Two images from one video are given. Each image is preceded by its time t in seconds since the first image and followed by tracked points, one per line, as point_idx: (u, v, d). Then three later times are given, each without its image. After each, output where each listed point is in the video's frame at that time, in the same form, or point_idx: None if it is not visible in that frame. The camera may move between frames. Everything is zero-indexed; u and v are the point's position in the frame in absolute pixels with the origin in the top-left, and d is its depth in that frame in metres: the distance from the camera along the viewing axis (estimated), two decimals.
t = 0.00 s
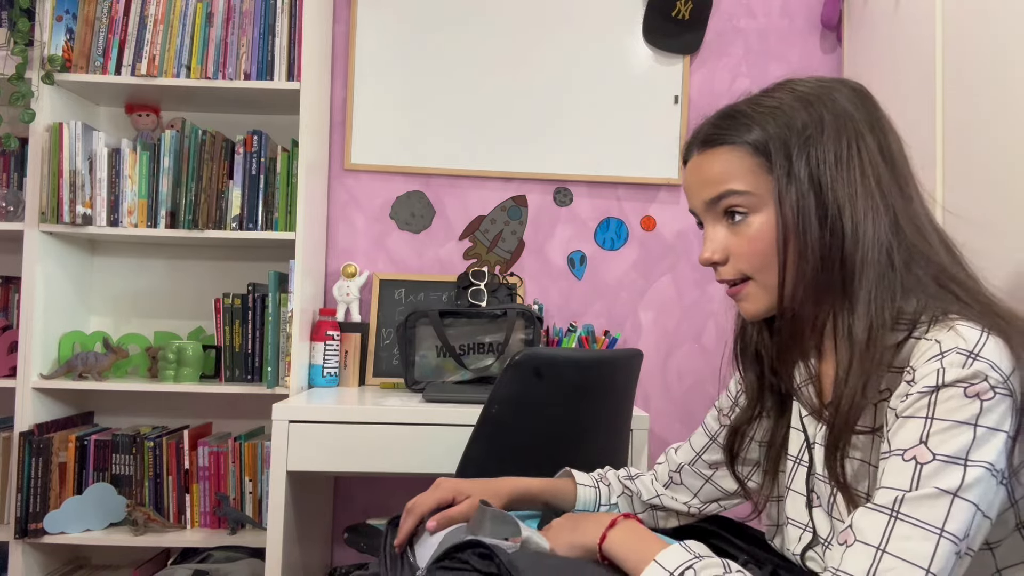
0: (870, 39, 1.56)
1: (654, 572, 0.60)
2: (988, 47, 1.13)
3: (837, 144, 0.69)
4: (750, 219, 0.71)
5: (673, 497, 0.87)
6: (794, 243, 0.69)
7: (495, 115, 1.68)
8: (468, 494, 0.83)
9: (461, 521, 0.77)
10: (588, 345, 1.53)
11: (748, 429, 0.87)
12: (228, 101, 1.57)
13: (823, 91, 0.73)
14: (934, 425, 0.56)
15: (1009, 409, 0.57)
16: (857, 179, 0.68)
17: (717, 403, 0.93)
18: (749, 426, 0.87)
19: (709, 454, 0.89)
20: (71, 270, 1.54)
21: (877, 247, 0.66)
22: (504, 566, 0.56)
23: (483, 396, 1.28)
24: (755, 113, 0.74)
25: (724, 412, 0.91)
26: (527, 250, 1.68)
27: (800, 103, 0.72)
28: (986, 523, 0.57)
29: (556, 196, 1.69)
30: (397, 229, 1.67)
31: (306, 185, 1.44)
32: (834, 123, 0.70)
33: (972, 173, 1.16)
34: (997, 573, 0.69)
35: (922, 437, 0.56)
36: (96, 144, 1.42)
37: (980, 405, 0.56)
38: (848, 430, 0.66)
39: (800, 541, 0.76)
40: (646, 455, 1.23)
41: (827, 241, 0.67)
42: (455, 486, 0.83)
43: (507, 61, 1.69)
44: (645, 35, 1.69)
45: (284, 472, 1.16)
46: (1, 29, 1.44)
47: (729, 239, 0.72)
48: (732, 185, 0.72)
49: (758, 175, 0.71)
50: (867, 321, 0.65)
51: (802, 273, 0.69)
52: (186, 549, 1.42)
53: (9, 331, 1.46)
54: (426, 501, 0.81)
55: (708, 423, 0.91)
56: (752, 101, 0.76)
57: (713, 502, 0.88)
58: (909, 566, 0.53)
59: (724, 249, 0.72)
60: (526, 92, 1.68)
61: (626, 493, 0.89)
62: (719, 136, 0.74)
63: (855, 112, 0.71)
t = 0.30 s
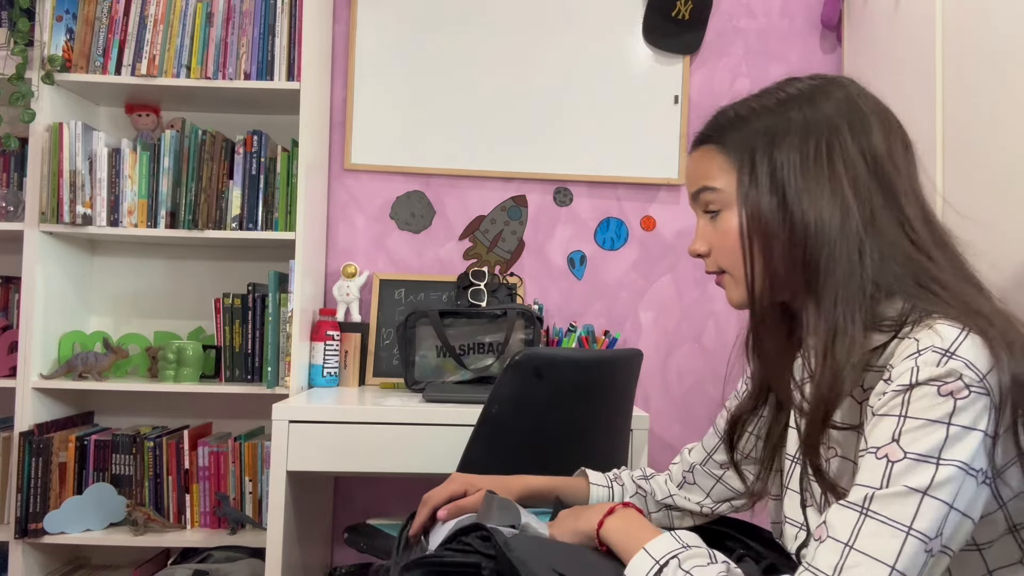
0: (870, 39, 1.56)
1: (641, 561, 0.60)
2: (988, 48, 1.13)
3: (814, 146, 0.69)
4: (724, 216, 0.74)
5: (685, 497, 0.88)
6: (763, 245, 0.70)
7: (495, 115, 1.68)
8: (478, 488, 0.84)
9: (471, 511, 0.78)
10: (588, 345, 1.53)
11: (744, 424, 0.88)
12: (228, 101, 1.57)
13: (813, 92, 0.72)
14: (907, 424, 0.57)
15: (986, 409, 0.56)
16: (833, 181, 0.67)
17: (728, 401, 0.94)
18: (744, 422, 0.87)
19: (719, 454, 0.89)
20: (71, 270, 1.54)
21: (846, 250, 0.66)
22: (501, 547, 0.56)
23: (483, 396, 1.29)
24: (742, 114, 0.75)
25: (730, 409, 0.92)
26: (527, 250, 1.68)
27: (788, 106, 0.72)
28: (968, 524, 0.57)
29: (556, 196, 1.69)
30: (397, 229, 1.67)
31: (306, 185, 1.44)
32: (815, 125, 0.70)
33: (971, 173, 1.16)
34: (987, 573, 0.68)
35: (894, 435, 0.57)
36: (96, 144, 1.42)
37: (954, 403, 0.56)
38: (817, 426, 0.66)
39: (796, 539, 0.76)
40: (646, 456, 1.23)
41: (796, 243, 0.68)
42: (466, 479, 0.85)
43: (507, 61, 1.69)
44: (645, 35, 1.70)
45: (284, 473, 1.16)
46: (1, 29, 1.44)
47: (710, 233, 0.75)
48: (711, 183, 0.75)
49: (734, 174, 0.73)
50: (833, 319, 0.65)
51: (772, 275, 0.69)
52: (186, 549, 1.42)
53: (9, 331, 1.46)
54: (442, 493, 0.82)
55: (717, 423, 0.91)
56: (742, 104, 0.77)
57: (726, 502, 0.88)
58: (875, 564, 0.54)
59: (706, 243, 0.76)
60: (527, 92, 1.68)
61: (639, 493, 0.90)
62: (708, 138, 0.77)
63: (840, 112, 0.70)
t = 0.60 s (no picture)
0: (870, 40, 1.56)
1: None
2: (988, 48, 1.13)
3: (801, 147, 0.69)
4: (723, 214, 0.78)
5: (697, 501, 0.88)
6: (746, 243, 0.71)
7: (495, 115, 1.68)
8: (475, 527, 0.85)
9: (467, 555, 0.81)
10: (588, 345, 1.53)
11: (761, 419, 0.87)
12: (228, 101, 1.57)
13: (811, 94, 0.72)
14: (876, 434, 0.57)
15: (960, 426, 0.56)
16: (814, 183, 0.67)
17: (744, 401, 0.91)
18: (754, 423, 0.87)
19: (736, 455, 0.88)
20: (71, 270, 1.54)
21: (825, 250, 0.65)
22: None
23: (483, 396, 1.29)
24: (744, 117, 0.77)
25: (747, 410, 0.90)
26: (527, 250, 1.68)
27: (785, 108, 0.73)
28: (937, 537, 0.57)
29: (556, 196, 1.69)
30: (397, 229, 1.67)
31: (306, 184, 1.44)
32: (804, 127, 0.70)
33: (971, 172, 1.16)
34: None
35: (863, 445, 0.57)
36: (96, 144, 1.42)
37: (924, 417, 0.56)
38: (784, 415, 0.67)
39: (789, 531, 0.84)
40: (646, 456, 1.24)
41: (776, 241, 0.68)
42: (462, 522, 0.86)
43: (507, 61, 1.69)
44: (645, 35, 1.70)
45: (284, 473, 1.16)
46: (1, 29, 1.44)
47: (718, 229, 0.80)
48: (714, 184, 0.79)
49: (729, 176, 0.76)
50: (796, 311, 0.65)
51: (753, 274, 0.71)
52: (186, 549, 1.43)
53: (9, 331, 1.46)
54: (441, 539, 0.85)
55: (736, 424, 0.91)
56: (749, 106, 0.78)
57: (739, 503, 0.89)
58: (829, 567, 0.55)
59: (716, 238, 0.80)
60: (527, 92, 1.69)
61: (642, 509, 0.88)
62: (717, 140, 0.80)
63: (832, 113, 0.69)
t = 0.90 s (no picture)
0: (870, 40, 1.56)
1: None
2: (988, 49, 1.13)
3: (805, 152, 0.69)
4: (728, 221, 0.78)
5: (708, 508, 0.86)
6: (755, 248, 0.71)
7: (495, 116, 1.68)
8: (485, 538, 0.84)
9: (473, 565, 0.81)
10: (588, 345, 1.53)
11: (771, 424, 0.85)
12: (228, 101, 1.57)
13: (811, 100, 0.72)
14: (890, 432, 0.57)
15: (974, 424, 0.56)
16: (820, 188, 0.67)
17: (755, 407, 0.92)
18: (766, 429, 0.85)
19: (747, 460, 0.88)
20: (72, 270, 1.54)
21: (833, 253, 0.65)
22: None
23: (483, 396, 1.29)
24: (745, 124, 0.77)
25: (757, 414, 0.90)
26: (527, 250, 1.69)
27: (785, 115, 0.73)
28: (949, 535, 0.56)
29: (556, 196, 1.69)
30: (397, 229, 1.68)
31: (306, 184, 1.45)
32: (806, 132, 0.70)
33: (971, 172, 1.17)
34: None
35: (877, 442, 0.58)
36: (96, 144, 1.42)
37: (938, 415, 0.56)
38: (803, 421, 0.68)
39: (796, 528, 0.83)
40: (646, 457, 1.24)
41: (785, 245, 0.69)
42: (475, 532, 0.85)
43: (507, 61, 1.69)
44: (645, 35, 1.70)
45: (285, 473, 1.17)
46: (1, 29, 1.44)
47: (723, 236, 0.80)
48: (716, 192, 0.79)
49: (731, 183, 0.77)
50: (809, 316, 0.66)
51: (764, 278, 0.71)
52: (187, 548, 1.43)
53: (9, 331, 1.46)
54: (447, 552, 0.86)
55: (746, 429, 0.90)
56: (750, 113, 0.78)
57: (749, 510, 0.87)
58: (841, 562, 0.55)
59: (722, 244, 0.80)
60: (526, 92, 1.69)
61: (649, 518, 0.86)
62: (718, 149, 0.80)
63: (832, 119, 0.69)
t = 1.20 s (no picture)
0: (870, 40, 1.56)
1: None
2: (988, 48, 1.13)
3: (810, 146, 0.69)
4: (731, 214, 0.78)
5: (700, 510, 0.87)
6: (755, 241, 0.71)
7: (495, 116, 1.68)
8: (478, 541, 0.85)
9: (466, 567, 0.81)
10: (588, 345, 1.53)
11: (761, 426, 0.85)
12: (228, 101, 1.57)
13: (822, 96, 0.73)
14: (891, 429, 0.57)
15: (973, 420, 0.56)
16: (823, 184, 0.68)
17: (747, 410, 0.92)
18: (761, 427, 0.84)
19: (738, 463, 0.88)
20: (72, 270, 1.54)
21: (834, 247, 0.66)
22: None
23: (483, 396, 1.29)
24: (752, 118, 0.77)
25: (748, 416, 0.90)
26: (527, 250, 1.69)
27: (793, 111, 0.73)
28: (950, 531, 0.56)
29: (556, 196, 1.69)
30: (397, 229, 1.68)
31: (306, 184, 1.45)
32: (813, 127, 0.70)
33: (971, 171, 1.16)
34: None
35: (878, 440, 0.57)
36: (96, 144, 1.42)
37: (938, 411, 0.55)
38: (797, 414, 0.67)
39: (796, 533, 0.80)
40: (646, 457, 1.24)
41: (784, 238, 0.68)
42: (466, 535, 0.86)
43: (507, 61, 1.69)
44: (645, 35, 1.70)
45: (284, 473, 1.17)
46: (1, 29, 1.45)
47: (724, 229, 0.80)
48: (720, 184, 0.79)
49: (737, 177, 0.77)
50: (807, 308, 0.66)
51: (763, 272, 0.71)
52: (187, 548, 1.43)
53: (9, 331, 1.46)
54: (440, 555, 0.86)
55: (737, 431, 0.90)
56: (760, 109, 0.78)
57: (741, 512, 0.87)
58: (847, 562, 0.55)
59: (723, 238, 0.80)
60: (526, 92, 1.69)
61: (641, 521, 0.86)
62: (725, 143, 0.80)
63: (840, 117, 0.70)
